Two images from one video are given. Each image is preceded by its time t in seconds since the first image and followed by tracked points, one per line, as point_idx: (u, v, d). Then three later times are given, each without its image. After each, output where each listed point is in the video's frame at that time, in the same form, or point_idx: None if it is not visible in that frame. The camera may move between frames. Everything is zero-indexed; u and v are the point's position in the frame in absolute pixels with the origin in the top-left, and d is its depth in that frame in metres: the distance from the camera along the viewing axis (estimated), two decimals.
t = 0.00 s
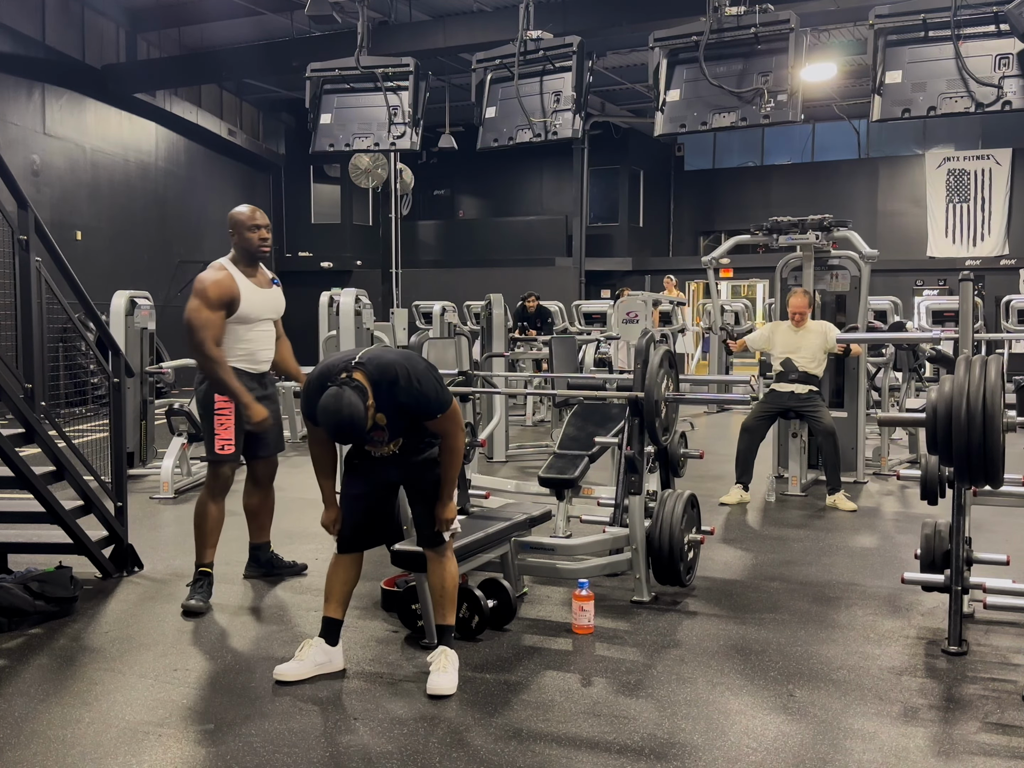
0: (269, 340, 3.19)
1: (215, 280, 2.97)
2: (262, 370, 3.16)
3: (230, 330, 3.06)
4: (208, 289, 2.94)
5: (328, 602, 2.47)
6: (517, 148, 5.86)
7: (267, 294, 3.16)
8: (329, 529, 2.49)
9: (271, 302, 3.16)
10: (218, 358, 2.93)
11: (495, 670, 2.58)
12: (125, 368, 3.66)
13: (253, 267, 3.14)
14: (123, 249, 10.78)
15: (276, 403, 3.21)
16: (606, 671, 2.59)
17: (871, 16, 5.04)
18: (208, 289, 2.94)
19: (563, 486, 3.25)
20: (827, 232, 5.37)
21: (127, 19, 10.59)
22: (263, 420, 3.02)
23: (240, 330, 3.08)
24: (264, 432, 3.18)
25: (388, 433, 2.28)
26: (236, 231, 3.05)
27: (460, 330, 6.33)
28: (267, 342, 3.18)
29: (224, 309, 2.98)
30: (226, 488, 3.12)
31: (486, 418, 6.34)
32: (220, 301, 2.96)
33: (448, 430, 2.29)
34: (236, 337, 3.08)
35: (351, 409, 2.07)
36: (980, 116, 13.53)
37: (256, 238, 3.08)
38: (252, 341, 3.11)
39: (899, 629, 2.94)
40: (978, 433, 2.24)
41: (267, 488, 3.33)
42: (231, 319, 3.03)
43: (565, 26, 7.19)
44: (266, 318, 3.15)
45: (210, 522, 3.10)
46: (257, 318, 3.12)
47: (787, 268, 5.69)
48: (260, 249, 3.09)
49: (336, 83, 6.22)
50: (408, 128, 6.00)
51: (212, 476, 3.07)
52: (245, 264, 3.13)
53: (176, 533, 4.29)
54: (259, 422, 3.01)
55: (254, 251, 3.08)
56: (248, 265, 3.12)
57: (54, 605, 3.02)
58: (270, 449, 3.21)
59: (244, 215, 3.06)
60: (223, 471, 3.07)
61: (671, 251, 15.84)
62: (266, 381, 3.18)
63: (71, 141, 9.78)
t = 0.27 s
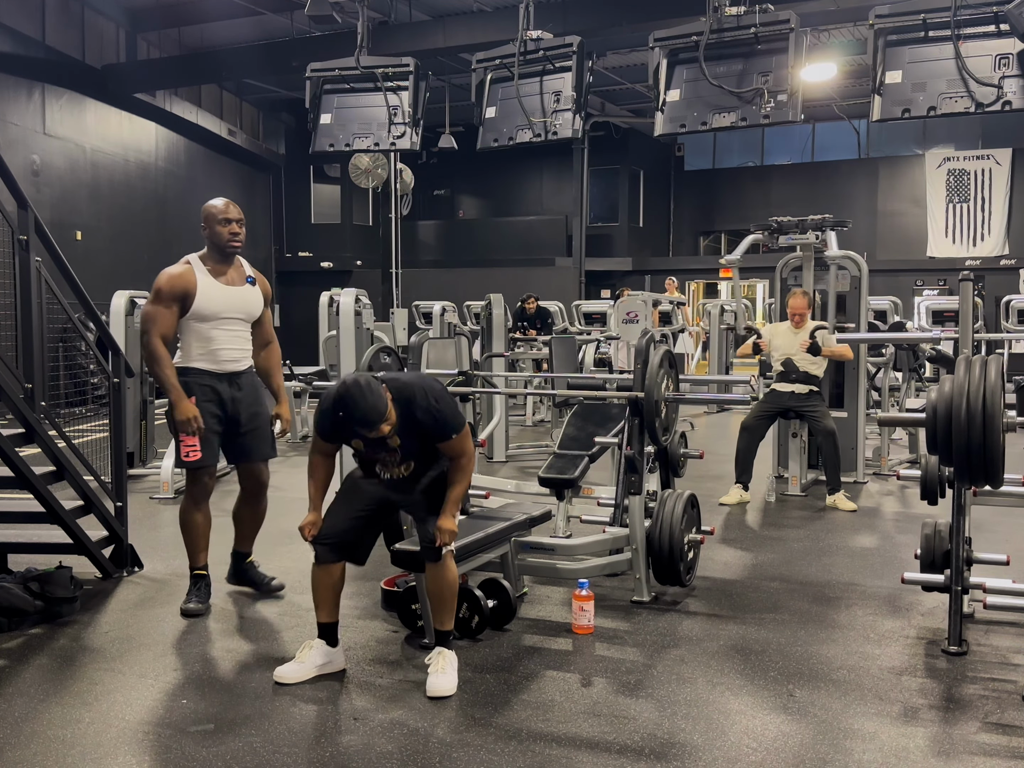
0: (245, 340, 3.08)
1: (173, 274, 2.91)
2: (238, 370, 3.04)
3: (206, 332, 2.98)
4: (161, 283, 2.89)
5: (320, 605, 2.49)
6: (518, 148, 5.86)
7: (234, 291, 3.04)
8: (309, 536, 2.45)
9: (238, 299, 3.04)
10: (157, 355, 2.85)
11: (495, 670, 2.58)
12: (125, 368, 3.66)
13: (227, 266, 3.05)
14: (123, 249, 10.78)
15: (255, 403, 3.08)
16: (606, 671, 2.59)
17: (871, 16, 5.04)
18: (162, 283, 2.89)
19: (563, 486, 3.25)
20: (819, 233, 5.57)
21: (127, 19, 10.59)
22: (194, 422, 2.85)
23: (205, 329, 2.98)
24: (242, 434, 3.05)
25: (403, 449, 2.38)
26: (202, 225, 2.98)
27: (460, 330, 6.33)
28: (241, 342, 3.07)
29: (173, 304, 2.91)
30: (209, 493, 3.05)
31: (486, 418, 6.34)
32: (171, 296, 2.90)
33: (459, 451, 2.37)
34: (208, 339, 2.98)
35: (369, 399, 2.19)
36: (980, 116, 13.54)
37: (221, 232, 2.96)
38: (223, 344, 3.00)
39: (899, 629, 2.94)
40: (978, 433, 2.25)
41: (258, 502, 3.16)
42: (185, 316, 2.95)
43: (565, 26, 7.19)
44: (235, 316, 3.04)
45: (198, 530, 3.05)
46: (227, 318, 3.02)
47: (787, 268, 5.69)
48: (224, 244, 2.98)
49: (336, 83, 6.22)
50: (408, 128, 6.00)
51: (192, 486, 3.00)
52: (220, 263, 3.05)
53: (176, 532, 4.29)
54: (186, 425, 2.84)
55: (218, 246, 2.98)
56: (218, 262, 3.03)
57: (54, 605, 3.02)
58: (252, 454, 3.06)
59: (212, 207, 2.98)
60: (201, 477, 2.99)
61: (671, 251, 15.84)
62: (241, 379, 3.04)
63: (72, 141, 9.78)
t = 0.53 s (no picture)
0: (232, 344, 2.90)
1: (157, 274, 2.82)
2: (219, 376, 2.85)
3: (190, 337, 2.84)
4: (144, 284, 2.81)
5: (321, 603, 2.49)
6: (518, 147, 5.86)
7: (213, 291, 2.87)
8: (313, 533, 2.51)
9: (217, 299, 2.86)
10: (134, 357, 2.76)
11: (495, 671, 2.58)
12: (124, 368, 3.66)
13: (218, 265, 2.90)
14: (123, 249, 10.78)
15: (236, 409, 2.86)
16: (606, 671, 2.59)
17: (871, 16, 5.04)
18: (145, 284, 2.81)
19: (563, 486, 3.25)
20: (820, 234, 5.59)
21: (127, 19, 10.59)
22: (163, 425, 2.67)
23: (185, 335, 2.83)
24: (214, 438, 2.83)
25: (422, 460, 2.53)
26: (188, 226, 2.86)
27: (460, 330, 6.33)
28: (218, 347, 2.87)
29: (155, 304, 2.80)
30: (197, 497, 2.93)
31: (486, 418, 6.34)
32: (151, 295, 2.80)
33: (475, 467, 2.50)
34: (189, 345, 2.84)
35: (396, 389, 2.38)
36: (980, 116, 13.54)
37: (201, 230, 2.82)
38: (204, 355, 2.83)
39: (899, 629, 2.94)
40: (978, 433, 2.25)
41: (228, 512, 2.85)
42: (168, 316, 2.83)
43: (565, 25, 7.19)
44: (216, 319, 2.85)
45: (188, 534, 2.97)
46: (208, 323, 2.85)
47: (787, 267, 5.69)
48: (203, 242, 2.82)
49: (336, 83, 6.22)
50: (408, 128, 6.00)
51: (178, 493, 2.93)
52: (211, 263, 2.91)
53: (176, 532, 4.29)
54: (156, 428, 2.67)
55: (199, 244, 2.83)
56: (202, 260, 2.88)
57: (54, 605, 3.02)
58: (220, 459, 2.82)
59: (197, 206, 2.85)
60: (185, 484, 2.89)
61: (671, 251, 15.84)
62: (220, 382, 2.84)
63: (72, 141, 9.78)
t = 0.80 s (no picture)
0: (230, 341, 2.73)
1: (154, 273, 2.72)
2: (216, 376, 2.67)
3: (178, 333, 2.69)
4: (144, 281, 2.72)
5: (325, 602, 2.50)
6: (518, 148, 5.86)
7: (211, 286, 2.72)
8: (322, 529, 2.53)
9: (213, 296, 2.70)
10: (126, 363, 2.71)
11: (494, 671, 2.58)
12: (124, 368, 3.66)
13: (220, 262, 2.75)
14: (123, 250, 10.78)
15: (235, 414, 2.66)
16: (606, 671, 2.59)
17: (871, 16, 5.04)
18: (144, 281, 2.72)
19: (563, 486, 3.25)
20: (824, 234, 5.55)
21: (127, 19, 10.59)
22: (134, 447, 2.71)
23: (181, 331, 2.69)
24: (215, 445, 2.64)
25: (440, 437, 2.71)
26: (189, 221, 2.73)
27: (460, 330, 6.33)
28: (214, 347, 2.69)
29: (149, 301, 2.71)
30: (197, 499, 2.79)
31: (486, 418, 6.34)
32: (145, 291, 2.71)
33: (481, 444, 2.65)
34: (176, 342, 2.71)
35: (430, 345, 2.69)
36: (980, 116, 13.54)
37: (200, 225, 2.69)
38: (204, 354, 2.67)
39: (899, 629, 2.94)
40: (978, 433, 2.25)
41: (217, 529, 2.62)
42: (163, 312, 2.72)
43: (565, 25, 7.19)
44: (209, 314, 2.70)
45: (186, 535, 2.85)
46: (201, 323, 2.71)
47: (787, 267, 5.69)
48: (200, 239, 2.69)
49: (336, 83, 6.22)
50: (408, 128, 6.00)
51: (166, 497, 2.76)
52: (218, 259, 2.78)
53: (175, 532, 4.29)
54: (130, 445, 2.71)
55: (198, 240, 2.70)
56: (202, 255, 2.73)
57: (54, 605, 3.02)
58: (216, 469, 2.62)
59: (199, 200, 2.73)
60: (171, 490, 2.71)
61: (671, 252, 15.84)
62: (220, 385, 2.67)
63: (72, 141, 9.78)
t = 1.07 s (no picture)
0: (241, 337, 2.59)
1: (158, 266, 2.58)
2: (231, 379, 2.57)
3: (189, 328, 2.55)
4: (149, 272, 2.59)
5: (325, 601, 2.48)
6: (518, 148, 5.86)
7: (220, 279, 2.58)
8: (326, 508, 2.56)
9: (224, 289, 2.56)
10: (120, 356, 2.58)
11: (494, 671, 2.58)
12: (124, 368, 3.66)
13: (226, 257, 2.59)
14: (124, 249, 10.78)
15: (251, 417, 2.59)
16: (606, 671, 2.59)
17: (871, 17, 5.04)
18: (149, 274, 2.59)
19: (563, 486, 3.25)
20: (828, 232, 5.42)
21: (127, 19, 10.59)
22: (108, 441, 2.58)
23: (191, 327, 2.56)
24: (232, 455, 2.58)
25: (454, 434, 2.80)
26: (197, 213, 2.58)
27: (460, 330, 6.33)
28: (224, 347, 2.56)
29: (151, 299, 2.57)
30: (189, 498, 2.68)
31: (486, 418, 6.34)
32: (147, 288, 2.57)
33: (491, 440, 2.72)
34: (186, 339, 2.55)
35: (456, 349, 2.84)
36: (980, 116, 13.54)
37: (204, 219, 2.52)
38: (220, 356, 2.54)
39: (899, 629, 2.94)
40: (979, 432, 2.25)
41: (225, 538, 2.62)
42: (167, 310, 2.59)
43: (565, 26, 7.19)
44: (222, 309, 2.56)
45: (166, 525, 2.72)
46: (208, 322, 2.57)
47: (787, 268, 5.69)
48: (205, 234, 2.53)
49: (336, 83, 6.22)
50: (408, 128, 6.00)
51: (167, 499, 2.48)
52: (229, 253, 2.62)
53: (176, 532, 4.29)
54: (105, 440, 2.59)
55: (204, 234, 2.53)
56: (209, 248, 2.57)
57: (54, 605, 3.02)
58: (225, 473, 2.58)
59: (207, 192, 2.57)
60: (180, 491, 2.46)
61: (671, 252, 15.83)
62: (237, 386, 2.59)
63: (72, 141, 9.78)
